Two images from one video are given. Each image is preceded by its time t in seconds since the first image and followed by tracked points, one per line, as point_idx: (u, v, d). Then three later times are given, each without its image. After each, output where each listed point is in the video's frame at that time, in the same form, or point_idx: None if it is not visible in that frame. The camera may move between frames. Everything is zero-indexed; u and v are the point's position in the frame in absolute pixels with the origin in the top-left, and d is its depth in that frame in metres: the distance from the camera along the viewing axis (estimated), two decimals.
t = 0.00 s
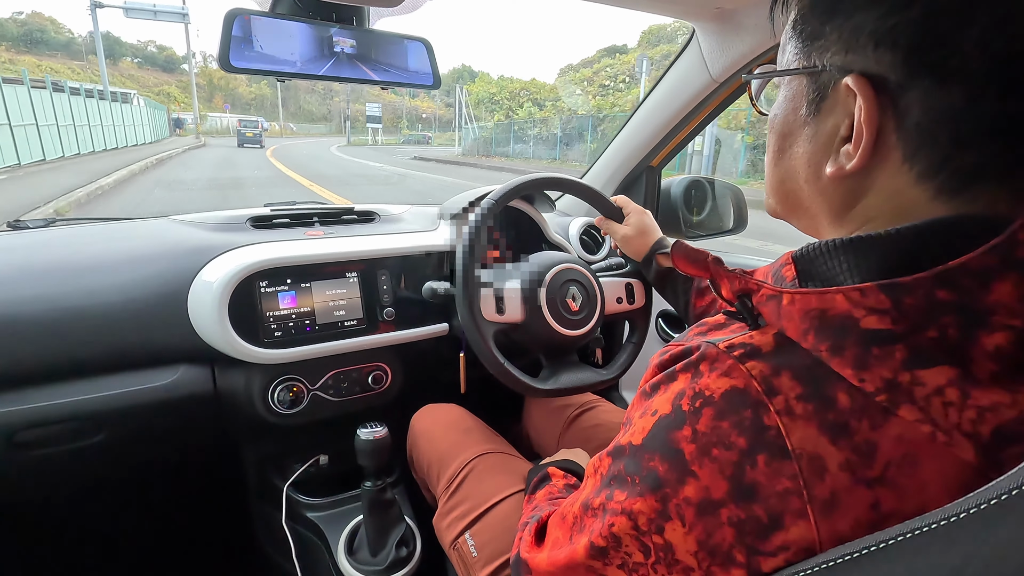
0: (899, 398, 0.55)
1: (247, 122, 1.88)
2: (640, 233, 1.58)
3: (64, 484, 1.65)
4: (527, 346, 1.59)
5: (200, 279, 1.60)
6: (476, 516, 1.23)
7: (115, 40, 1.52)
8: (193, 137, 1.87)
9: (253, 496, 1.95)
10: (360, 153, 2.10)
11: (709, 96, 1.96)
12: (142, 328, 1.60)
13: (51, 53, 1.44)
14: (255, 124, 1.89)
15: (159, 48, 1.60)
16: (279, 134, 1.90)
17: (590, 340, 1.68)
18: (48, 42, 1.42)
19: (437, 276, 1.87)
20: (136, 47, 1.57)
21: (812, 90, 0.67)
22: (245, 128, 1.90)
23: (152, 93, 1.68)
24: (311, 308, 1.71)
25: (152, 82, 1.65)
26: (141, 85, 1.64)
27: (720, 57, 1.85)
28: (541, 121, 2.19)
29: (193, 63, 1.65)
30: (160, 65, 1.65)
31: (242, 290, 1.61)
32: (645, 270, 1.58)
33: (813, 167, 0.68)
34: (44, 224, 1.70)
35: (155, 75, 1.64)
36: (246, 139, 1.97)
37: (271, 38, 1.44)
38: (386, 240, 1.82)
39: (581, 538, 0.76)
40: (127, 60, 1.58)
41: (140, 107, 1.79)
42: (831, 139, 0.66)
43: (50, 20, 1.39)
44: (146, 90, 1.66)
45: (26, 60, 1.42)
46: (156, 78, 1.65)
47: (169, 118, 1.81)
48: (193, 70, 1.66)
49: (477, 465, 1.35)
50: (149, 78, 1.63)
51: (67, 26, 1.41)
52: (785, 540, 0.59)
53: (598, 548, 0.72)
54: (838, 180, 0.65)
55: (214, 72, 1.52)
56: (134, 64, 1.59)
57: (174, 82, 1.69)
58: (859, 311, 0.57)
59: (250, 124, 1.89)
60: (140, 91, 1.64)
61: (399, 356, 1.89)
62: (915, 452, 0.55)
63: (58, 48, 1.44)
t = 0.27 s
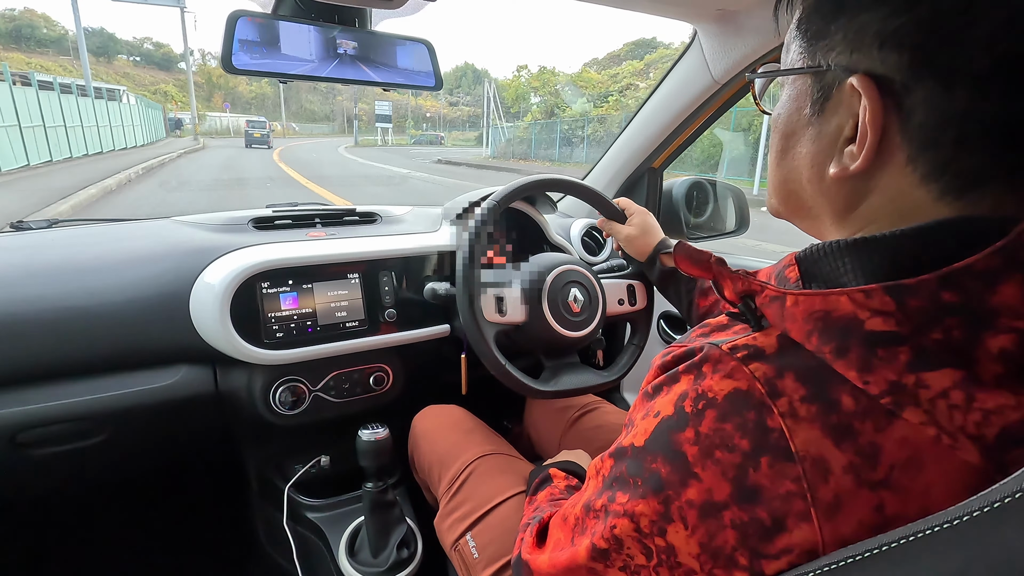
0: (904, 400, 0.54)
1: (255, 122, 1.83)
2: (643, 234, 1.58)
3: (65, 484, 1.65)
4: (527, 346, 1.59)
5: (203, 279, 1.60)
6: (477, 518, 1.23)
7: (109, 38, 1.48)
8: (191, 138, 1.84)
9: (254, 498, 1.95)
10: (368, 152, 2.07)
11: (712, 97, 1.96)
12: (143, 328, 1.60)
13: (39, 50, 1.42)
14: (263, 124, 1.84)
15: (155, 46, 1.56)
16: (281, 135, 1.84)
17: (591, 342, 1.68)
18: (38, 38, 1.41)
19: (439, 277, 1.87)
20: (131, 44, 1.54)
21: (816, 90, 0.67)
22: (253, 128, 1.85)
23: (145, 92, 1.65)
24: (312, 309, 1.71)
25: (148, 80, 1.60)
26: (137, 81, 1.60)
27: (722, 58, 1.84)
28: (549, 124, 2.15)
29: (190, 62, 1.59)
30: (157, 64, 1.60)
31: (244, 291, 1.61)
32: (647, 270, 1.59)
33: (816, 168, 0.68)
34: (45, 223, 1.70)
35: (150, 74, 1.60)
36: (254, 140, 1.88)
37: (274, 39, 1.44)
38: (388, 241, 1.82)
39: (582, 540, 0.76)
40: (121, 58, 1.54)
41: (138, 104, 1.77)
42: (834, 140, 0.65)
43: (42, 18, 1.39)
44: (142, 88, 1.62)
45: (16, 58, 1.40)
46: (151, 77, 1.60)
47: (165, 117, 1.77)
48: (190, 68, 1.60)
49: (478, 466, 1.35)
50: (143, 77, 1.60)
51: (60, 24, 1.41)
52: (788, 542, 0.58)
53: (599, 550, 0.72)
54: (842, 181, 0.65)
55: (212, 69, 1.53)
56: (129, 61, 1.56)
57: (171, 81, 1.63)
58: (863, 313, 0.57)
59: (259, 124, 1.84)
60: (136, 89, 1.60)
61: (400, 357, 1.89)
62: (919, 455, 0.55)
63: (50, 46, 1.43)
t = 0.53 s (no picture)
0: (906, 403, 0.54)
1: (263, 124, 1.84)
2: (645, 237, 1.58)
3: (65, 485, 1.65)
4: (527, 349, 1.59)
5: (204, 281, 1.61)
6: (477, 520, 1.23)
7: (101, 34, 1.48)
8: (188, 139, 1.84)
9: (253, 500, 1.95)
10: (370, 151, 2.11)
11: (713, 100, 1.96)
12: (144, 329, 1.60)
13: (28, 46, 1.41)
14: (270, 124, 1.84)
15: (150, 42, 1.58)
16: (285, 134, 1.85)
17: (591, 345, 1.68)
18: (26, 35, 1.40)
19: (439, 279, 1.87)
20: (125, 41, 1.54)
21: (816, 95, 0.67)
22: (261, 129, 1.85)
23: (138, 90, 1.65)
24: (312, 311, 1.71)
25: (142, 79, 1.61)
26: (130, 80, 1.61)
27: (723, 62, 1.85)
28: (550, 126, 2.16)
29: (186, 58, 1.60)
30: (153, 62, 1.62)
31: (245, 292, 1.61)
32: (648, 272, 1.60)
33: (816, 171, 0.68)
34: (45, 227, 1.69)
35: (146, 72, 1.61)
36: (263, 140, 1.89)
37: (276, 43, 1.44)
38: (389, 244, 1.82)
39: (583, 543, 0.76)
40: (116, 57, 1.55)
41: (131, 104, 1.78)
42: (834, 144, 0.66)
43: (32, 14, 1.38)
44: (137, 87, 1.63)
45: (2, 54, 1.38)
46: (146, 75, 1.61)
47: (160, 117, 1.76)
48: (187, 65, 1.60)
49: (478, 468, 1.35)
50: (137, 74, 1.60)
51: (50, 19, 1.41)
52: (789, 546, 0.58)
53: (600, 553, 0.72)
54: (842, 185, 0.65)
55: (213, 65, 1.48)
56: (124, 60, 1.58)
57: (166, 79, 1.64)
58: (865, 316, 0.57)
59: (265, 125, 1.84)
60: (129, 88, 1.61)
61: (400, 359, 1.89)
62: (921, 458, 0.55)
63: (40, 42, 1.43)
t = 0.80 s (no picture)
0: (905, 405, 0.54)
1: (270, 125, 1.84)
2: (646, 240, 1.58)
3: (66, 486, 1.65)
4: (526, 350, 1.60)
5: (204, 282, 1.61)
6: (477, 522, 1.22)
7: (92, 30, 1.42)
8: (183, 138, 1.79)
9: (254, 501, 1.95)
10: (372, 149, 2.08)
11: (714, 102, 1.96)
12: (145, 330, 1.60)
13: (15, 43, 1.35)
14: (277, 124, 1.83)
15: (143, 39, 1.51)
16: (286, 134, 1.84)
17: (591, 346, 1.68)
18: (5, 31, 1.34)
19: (440, 280, 1.87)
20: (116, 38, 1.47)
21: (811, 100, 0.67)
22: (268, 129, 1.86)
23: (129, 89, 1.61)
24: (313, 312, 1.71)
25: (136, 77, 1.56)
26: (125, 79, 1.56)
27: (724, 64, 1.85)
28: (553, 126, 2.15)
29: (180, 57, 1.58)
30: (147, 59, 1.56)
31: (245, 293, 1.61)
32: (649, 276, 1.61)
33: (812, 176, 0.68)
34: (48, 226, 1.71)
35: (139, 70, 1.55)
36: (270, 140, 1.90)
37: (278, 45, 1.44)
38: (390, 244, 1.82)
39: (584, 544, 0.76)
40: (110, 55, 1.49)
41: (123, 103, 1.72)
42: (830, 148, 0.66)
43: (20, 10, 1.33)
44: (128, 85, 1.59)
45: None
46: (139, 73, 1.56)
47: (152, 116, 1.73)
48: (182, 65, 1.59)
49: (479, 470, 1.35)
50: (130, 73, 1.55)
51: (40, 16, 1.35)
52: (790, 548, 0.58)
53: (600, 555, 0.72)
54: (837, 189, 0.65)
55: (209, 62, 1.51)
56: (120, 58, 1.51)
57: (161, 77, 1.59)
58: (865, 318, 0.57)
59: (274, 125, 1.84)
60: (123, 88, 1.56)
61: (400, 360, 1.88)
62: (922, 461, 0.55)
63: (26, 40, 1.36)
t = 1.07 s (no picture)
0: (906, 407, 0.54)
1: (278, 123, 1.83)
2: (648, 244, 1.58)
3: (65, 487, 1.65)
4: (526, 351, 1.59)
5: (206, 283, 1.61)
6: (477, 524, 1.22)
7: (78, 25, 1.42)
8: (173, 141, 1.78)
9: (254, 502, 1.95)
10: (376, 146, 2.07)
11: (715, 105, 1.97)
12: (145, 331, 1.60)
13: None
14: (286, 125, 1.84)
15: (134, 35, 1.51)
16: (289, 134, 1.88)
17: (592, 349, 1.68)
18: None
19: (441, 282, 1.87)
20: (108, 35, 1.47)
21: (812, 100, 0.67)
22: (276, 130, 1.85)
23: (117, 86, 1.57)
24: (314, 314, 1.71)
25: (126, 75, 1.54)
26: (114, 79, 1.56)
27: (724, 67, 1.85)
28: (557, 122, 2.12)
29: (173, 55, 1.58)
30: (139, 57, 1.55)
31: (246, 294, 1.61)
32: (652, 284, 1.59)
33: (812, 176, 0.68)
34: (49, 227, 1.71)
35: (130, 68, 1.54)
36: (278, 140, 1.91)
37: (279, 47, 1.44)
38: (391, 246, 1.82)
39: (583, 547, 0.75)
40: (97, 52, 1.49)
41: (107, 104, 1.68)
42: (829, 148, 0.66)
43: (4, 6, 1.34)
44: (118, 83, 1.57)
45: None
46: (129, 71, 1.54)
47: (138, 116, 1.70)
48: (175, 62, 1.59)
49: (479, 472, 1.35)
50: (120, 71, 1.53)
51: (25, 11, 1.36)
52: (790, 551, 0.58)
53: (600, 558, 0.71)
54: (837, 189, 0.65)
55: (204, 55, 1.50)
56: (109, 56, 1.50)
57: (151, 75, 1.58)
58: (866, 320, 0.56)
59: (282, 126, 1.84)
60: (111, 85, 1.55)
61: (401, 361, 1.88)
62: (922, 464, 0.54)
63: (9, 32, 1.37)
